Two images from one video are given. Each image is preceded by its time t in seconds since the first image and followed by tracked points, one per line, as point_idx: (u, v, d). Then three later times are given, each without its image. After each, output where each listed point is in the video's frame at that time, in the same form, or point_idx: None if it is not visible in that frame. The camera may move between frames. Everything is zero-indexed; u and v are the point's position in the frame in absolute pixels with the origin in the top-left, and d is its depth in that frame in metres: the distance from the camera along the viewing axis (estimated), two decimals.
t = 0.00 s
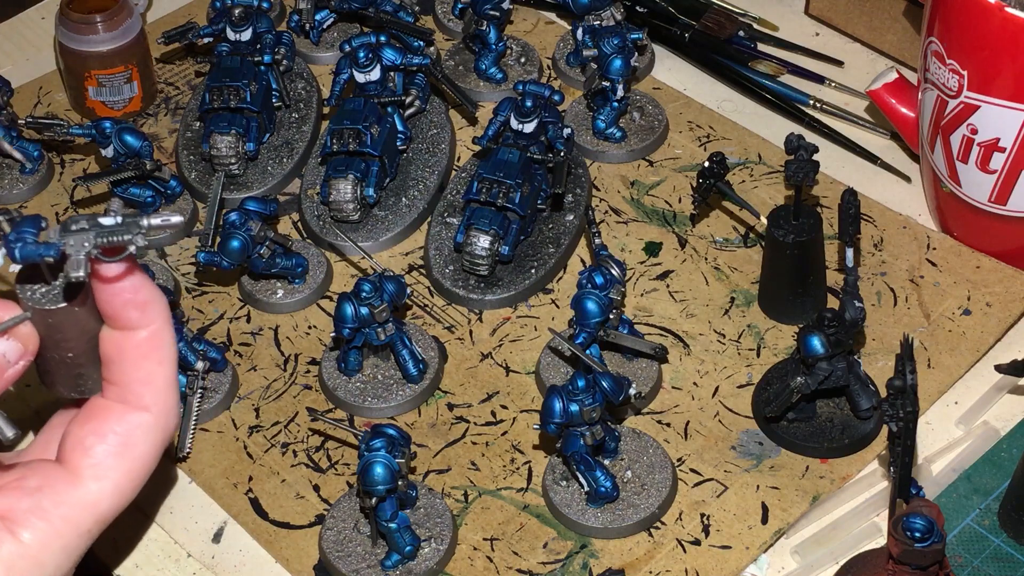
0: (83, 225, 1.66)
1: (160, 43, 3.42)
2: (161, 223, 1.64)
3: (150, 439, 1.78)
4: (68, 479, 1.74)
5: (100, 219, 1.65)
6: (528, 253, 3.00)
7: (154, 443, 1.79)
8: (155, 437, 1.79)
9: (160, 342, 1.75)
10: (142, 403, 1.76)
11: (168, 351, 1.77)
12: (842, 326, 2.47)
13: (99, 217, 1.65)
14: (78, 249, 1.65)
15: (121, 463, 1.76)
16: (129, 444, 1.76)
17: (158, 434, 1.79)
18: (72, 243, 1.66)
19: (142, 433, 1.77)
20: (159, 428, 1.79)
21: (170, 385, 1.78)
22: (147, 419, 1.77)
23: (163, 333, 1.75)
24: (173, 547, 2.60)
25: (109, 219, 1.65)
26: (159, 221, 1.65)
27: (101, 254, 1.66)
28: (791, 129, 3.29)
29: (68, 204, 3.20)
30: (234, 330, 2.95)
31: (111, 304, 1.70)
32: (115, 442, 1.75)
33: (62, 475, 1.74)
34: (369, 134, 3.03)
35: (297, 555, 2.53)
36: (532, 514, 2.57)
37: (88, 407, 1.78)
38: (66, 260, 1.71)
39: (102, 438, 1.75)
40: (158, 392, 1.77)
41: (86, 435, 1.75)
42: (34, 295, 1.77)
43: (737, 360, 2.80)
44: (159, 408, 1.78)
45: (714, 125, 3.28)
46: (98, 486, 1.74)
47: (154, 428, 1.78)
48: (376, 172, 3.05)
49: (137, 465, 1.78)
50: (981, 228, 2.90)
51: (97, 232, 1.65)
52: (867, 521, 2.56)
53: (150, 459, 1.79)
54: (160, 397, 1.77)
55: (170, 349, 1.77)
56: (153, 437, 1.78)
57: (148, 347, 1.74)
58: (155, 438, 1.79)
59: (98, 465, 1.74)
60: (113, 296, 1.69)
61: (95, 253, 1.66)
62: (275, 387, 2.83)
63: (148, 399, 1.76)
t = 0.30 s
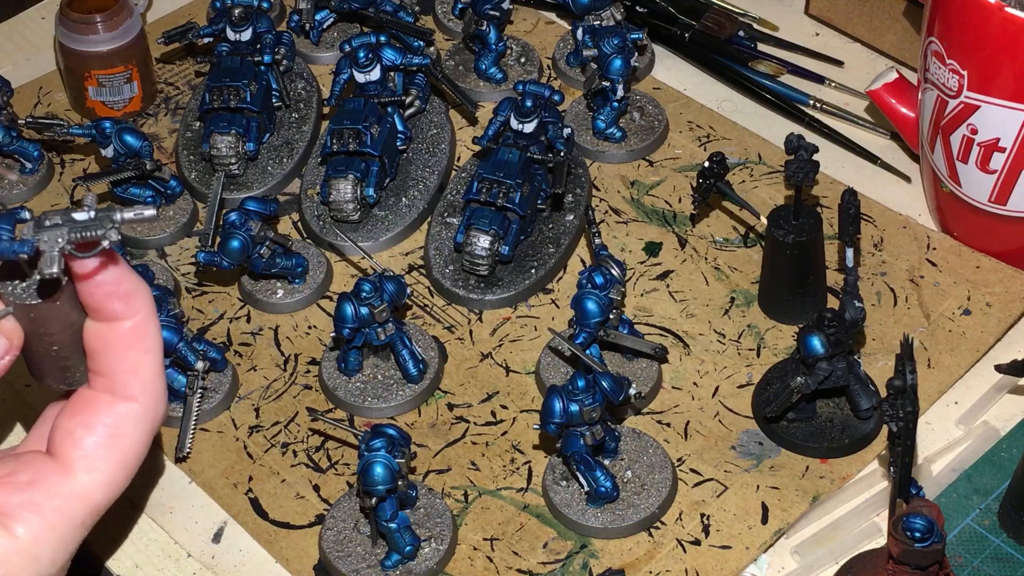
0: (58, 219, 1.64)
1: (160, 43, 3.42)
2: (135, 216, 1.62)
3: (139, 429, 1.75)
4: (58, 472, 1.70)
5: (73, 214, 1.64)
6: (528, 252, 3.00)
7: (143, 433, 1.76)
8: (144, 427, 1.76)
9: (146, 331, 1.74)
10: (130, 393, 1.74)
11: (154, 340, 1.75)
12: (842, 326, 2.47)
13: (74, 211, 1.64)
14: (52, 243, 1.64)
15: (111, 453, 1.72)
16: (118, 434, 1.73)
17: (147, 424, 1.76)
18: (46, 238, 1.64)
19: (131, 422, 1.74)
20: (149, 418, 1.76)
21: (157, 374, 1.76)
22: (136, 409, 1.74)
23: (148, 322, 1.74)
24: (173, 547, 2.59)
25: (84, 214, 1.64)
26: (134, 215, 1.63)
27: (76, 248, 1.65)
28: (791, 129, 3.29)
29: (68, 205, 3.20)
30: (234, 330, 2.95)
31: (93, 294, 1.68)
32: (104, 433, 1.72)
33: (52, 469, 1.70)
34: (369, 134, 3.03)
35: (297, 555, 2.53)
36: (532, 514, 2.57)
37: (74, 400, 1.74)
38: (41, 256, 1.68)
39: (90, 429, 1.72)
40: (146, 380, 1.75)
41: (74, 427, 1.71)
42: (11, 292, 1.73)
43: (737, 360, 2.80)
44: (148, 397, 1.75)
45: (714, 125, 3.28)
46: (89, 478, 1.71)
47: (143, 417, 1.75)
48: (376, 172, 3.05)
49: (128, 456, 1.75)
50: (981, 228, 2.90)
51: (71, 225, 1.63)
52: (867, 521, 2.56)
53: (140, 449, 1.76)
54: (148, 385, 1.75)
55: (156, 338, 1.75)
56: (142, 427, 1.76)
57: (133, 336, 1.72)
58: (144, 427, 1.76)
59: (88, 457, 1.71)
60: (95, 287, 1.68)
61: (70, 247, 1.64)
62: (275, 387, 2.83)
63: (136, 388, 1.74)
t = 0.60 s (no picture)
0: (48, 219, 1.65)
1: (160, 43, 3.42)
2: (126, 214, 1.65)
3: (135, 427, 1.75)
4: (54, 472, 1.69)
5: (62, 213, 1.64)
6: (528, 252, 3.00)
7: (138, 431, 1.76)
8: (140, 424, 1.75)
9: (140, 329, 1.73)
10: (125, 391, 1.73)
11: (148, 338, 1.75)
12: (842, 326, 2.47)
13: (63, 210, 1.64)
14: (43, 242, 1.64)
15: (107, 452, 1.72)
16: (114, 432, 1.73)
17: (142, 422, 1.76)
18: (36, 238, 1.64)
19: (126, 421, 1.74)
20: (144, 415, 1.76)
21: (152, 371, 1.76)
22: (132, 406, 1.74)
23: (142, 320, 1.74)
24: (173, 547, 2.59)
25: (73, 213, 1.64)
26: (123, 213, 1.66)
27: (66, 247, 1.65)
28: (791, 129, 3.29)
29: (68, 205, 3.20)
30: (234, 329, 2.95)
31: (86, 292, 1.68)
32: (100, 432, 1.72)
33: (47, 468, 1.70)
34: (369, 134, 3.03)
35: (297, 555, 2.53)
36: (532, 514, 2.57)
37: (68, 399, 1.74)
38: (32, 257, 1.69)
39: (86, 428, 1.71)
40: (140, 378, 1.74)
41: (70, 426, 1.71)
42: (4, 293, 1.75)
43: (737, 360, 2.80)
44: (143, 394, 1.75)
45: (714, 125, 3.28)
46: (85, 477, 1.70)
47: (139, 415, 1.75)
48: (376, 172, 3.05)
49: (124, 454, 1.74)
50: (981, 228, 2.90)
51: (60, 224, 1.64)
52: (867, 521, 2.56)
53: (135, 447, 1.76)
54: (143, 383, 1.74)
55: (151, 336, 1.75)
56: (137, 425, 1.75)
57: (128, 334, 1.72)
58: (139, 425, 1.76)
59: (84, 456, 1.70)
60: (89, 285, 1.68)
61: (60, 246, 1.65)
62: (275, 387, 2.83)
63: (131, 386, 1.73)
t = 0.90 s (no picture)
0: (39, 214, 1.64)
1: (160, 43, 3.42)
2: (116, 208, 1.62)
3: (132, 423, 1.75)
4: (50, 469, 1.70)
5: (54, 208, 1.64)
6: (528, 252, 3.00)
7: (134, 427, 1.76)
8: (136, 420, 1.75)
9: (135, 325, 1.73)
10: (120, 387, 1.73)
11: (144, 333, 1.75)
12: (842, 326, 2.47)
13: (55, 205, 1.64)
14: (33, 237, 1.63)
15: (103, 448, 1.72)
16: (110, 428, 1.73)
17: (139, 417, 1.76)
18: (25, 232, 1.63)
19: (121, 417, 1.74)
20: (140, 411, 1.76)
21: (147, 367, 1.76)
22: (128, 402, 1.74)
23: (138, 316, 1.74)
24: (173, 547, 2.59)
25: (64, 207, 1.64)
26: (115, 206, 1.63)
27: (55, 241, 1.64)
28: (791, 129, 3.29)
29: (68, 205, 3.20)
30: (234, 330, 2.95)
31: (80, 289, 1.68)
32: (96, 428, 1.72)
33: (44, 465, 1.70)
34: (369, 134, 3.03)
35: (297, 555, 2.53)
36: (532, 514, 2.57)
37: (64, 395, 1.74)
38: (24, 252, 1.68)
39: (81, 424, 1.71)
40: (136, 374, 1.74)
41: (66, 423, 1.71)
42: None
43: (737, 360, 2.81)
44: (139, 390, 1.75)
45: (714, 125, 3.28)
46: (82, 474, 1.70)
47: (135, 410, 1.75)
48: (376, 172, 3.05)
49: (120, 450, 1.74)
50: (981, 228, 2.90)
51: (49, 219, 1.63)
52: (867, 521, 2.56)
53: (132, 443, 1.76)
54: (138, 378, 1.74)
55: (146, 331, 1.75)
56: (133, 421, 1.75)
57: (123, 330, 1.72)
58: (135, 421, 1.75)
59: (80, 453, 1.70)
60: (84, 282, 1.68)
61: (50, 241, 1.63)
62: (275, 387, 2.83)
63: (126, 382, 1.73)
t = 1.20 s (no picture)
0: (36, 212, 1.66)
1: (160, 43, 3.42)
2: (114, 203, 1.65)
3: (130, 421, 1.75)
4: (49, 467, 1.69)
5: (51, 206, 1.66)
6: (528, 252, 3.00)
7: (133, 425, 1.75)
8: (135, 418, 1.75)
9: (133, 322, 1.74)
10: (118, 383, 1.73)
11: (142, 331, 1.75)
12: (842, 326, 2.47)
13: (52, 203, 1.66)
14: (31, 234, 1.64)
15: (102, 446, 1.72)
16: (108, 426, 1.72)
17: (137, 415, 1.76)
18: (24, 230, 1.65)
19: (121, 414, 1.74)
20: (139, 408, 1.76)
21: (146, 364, 1.76)
22: (126, 399, 1.74)
23: (136, 313, 1.74)
24: (173, 547, 2.59)
25: (61, 205, 1.66)
26: (112, 202, 1.66)
27: (53, 239, 1.66)
28: (791, 129, 3.29)
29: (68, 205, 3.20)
30: (234, 330, 2.95)
31: (78, 285, 1.69)
32: (94, 426, 1.72)
33: (42, 464, 1.70)
34: (370, 134, 3.03)
35: (297, 555, 2.53)
36: (532, 514, 2.57)
37: (62, 393, 1.74)
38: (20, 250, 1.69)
39: (80, 422, 1.71)
40: (134, 371, 1.74)
41: (64, 421, 1.71)
42: None
43: (737, 360, 2.81)
44: (137, 387, 1.75)
45: (714, 125, 3.28)
46: (80, 472, 1.70)
47: (134, 408, 1.75)
48: (376, 172, 3.05)
49: (119, 448, 1.74)
50: (981, 229, 2.90)
51: (47, 216, 1.65)
52: (867, 521, 2.56)
53: (131, 441, 1.76)
54: (137, 375, 1.74)
55: (144, 329, 1.75)
56: (132, 418, 1.75)
57: (121, 326, 1.73)
58: (134, 419, 1.75)
59: (79, 450, 1.70)
60: (82, 278, 1.68)
61: (48, 237, 1.65)
62: (275, 387, 2.83)
63: (125, 379, 1.73)
